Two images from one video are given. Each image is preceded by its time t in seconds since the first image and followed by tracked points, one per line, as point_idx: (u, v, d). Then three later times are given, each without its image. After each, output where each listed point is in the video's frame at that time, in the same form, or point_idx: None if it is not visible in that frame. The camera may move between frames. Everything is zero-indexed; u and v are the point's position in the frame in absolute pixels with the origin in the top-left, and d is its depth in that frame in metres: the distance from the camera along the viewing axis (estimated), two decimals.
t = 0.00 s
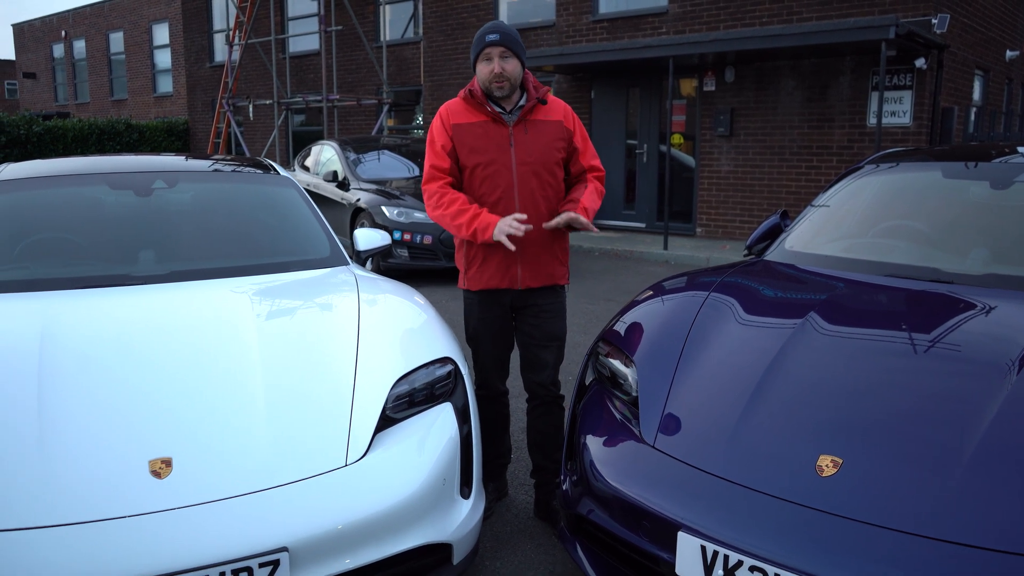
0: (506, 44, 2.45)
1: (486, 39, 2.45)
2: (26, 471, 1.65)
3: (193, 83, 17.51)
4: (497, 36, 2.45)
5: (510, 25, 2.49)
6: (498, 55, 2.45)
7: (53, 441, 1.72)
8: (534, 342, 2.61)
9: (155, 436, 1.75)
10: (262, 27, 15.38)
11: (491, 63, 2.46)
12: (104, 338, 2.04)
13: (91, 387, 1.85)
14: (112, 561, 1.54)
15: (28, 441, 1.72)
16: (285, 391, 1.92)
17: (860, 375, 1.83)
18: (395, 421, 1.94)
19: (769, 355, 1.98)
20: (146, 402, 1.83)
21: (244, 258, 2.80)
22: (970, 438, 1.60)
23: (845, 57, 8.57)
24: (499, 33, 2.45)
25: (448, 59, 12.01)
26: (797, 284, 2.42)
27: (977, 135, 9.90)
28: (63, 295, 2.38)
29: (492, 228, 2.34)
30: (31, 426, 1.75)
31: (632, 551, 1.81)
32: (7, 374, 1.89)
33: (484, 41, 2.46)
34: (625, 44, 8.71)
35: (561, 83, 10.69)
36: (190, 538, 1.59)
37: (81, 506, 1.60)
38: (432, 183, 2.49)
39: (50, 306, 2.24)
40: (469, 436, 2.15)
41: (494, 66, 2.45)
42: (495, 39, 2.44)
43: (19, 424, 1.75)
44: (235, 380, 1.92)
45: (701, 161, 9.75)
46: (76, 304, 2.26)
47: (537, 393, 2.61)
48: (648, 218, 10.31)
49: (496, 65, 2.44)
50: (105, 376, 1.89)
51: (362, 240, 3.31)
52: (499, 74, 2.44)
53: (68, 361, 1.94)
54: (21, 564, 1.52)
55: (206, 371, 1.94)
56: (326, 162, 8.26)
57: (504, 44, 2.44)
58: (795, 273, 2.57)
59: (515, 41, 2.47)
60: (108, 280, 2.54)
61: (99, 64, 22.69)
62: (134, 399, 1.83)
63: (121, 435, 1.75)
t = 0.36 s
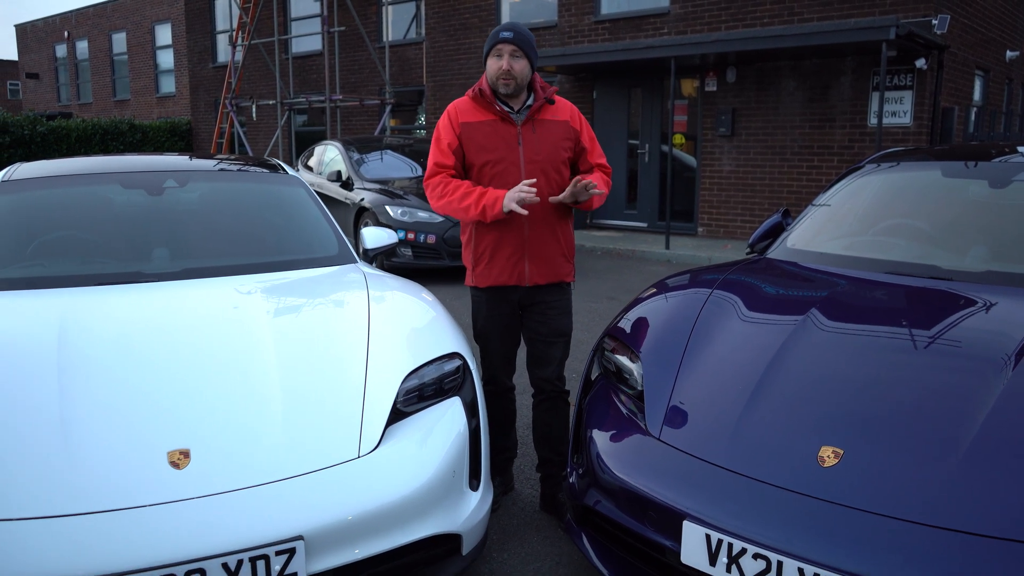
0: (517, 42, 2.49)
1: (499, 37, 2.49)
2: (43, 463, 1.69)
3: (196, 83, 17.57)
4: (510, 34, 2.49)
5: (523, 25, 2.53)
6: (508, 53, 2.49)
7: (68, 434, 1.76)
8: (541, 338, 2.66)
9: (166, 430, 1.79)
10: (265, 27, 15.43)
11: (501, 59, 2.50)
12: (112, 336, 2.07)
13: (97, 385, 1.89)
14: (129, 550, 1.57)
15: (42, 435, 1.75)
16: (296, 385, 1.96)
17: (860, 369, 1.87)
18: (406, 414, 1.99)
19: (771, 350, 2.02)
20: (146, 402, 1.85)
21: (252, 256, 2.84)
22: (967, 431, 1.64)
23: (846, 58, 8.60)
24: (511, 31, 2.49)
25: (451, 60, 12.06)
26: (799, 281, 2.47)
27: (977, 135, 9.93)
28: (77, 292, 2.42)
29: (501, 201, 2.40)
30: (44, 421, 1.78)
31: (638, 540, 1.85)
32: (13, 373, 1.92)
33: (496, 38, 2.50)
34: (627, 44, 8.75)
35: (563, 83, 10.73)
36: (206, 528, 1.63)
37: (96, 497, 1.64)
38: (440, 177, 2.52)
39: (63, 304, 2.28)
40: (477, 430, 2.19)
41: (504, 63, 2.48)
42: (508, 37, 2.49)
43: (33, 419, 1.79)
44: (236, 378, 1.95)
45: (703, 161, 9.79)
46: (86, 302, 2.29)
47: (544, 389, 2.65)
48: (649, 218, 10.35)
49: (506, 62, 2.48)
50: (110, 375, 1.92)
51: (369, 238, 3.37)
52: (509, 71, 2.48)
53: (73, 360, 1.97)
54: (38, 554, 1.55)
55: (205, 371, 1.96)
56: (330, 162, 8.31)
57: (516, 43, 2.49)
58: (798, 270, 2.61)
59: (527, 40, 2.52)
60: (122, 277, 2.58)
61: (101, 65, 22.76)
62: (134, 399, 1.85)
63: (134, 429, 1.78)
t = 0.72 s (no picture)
0: (540, 44, 2.54)
1: (523, 36, 2.54)
2: (63, 451, 1.73)
3: (199, 84, 17.64)
4: (533, 35, 2.54)
5: (546, 27, 2.59)
6: (530, 53, 2.53)
7: (72, 430, 1.78)
8: (547, 334, 2.71)
9: (179, 422, 1.83)
10: (268, 28, 15.49)
11: (523, 59, 2.54)
12: (122, 332, 2.11)
13: (108, 379, 1.93)
14: (148, 536, 1.61)
15: (60, 425, 1.80)
16: (307, 379, 2.01)
17: (859, 362, 1.91)
18: (416, 407, 2.04)
19: (772, 344, 2.06)
20: (146, 401, 1.87)
21: (261, 253, 2.89)
22: (963, 420, 1.67)
23: (847, 58, 8.65)
24: (534, 32, 2.54)
25: (453, 60, 12.11)
26: (800, 278, 2.51)
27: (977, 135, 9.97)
28: (92, 288, 2.48)
29: (503, 236, 2.48)
30: (61, 413, 1.83)
31: (644, 529, 1.90)
32: (26, 368, 1.95)
33: (520, 37, 2.55)
34: (629, 45, 8.80)
35: (566, 83, 10.79)
36: (223, 514, 1.67)
37: (114, 485, 1.68)
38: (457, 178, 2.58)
39: (77, 301, 2.33)
40: (485, 423, 2.24)
41: (525, 63, 2.52)
42: (532, 38, 2.54)
43: (50, 410, 1.83)
44: (235, 378, 1.97)
45: (704, 161, 9.83)
46: (100, 299, 2.34)
47: (551, 385, 2.70)
48: (651, 218, 10.41)
49: (527, 62, 2.53)
50: (118, 371, 1.96)
51: (377, 236, 3.42)
52: (530, 73, 2.53)
53: (73, 359, 1.99)
54: (59, 540, 1.58)
55: (205, 371, 1.98)
56: (334, 162, 8.36)
57: (539, 44, 2.54)
58: (799, 267, 2.66)
59: (550, 42, 2.57)
60: (134, 274, 2.63)
61: (104, 65, 22.83)
62: (135, 398, 1.87)
63: (149, 420, 1.82)
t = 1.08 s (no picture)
0: (560, 53, 2.52)
1: (544, 44, 2.56)
2: (81, 445, 1.77)
3: (203, 84, 17.70)
4: (555, 44, 2.53)
5: (579, 37, 2.56)
6: (550, 61, 2.54)
7: (70, 430, 1.80)
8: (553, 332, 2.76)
9: (194, 417, 1.86)
10: (271, 28, 15.54)
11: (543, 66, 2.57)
12: (135, 330, 2.15)
13: (121, 376, 1.96)
14: (164, 527, 1.65)
15: (77, 419, 1.83)
16: (318, 375, 2.05)
17: (860, 359, 1.94)
18: (426, 402, 2.08)
19: (774, 343, 2.10)
20: (148, 401, 1.90)
21: (269, 253, 2.93)
22: (958, 415, 1.71)
23: (848, 59, 8.69)
24: (559, 41, 2.53)
25: (456, 61, 12.16)
26: (803, 276, 2.55)
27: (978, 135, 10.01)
28: (104, 286, 2.52)
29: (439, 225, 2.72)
30: (78, 407, 1.87)
31: (649, 521, 1.94)
32: (33, 367, 1.98)
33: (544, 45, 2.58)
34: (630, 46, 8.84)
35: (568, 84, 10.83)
36: (240, 506, 1.71)
37: (133, 477, 1.72)
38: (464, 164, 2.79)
39: (88, 299, 2.36)
40: (493, 419, 2.28)
41: (544, 71, 2.54)
42: (550, 47, 2.53)
43: (65, 404, 1.87)
44: (238, 377, 1.99)
45: (706, 161, 9.87)
46: (113, 297, 2.38)
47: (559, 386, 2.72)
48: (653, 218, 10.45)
49: (543, 70, 2.55)
50: (130, 369, 1.99)
51: (385, 236, 3.48)
52: (547, 82, 2.55)
53: (73, 360, 2.01)
54: (80, 529, 1.62)
55: (206, 370, 2.00)
56: (337, 162, 8.41)
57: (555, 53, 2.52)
58: (802, 266, 2.70)
59: (575, 52, 2.54)
60: (147, 272, 2.68)
61: (107, 66, 22.90)
62: (136, 397, 1.90)
63: (164, 415, 1.86)
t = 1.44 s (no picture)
0: (537, 50, 2.64)
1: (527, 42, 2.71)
2: (92, 442, 1.79)
3: (205, 84, 17.74)
4: (532, 43, 2.66)
5: (558, 35, 2.66)
6: (527, 59, 2.67)
7: (70, 428, 1.82)
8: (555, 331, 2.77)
9: (203, 415, 1.89)
10: (273, 29, 15.57)
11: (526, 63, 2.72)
12: (144, 330, 2.18)
13: (130, 375, 1.99)
14: (172, 524, 1.67)
15: (88, 417, 1.86)
16: (325, 373, 2.08)
17: (861, 358, 1.97)
18: (431, 401, 2.11)
19: (776, 342, 2.13)
20: (147, 401, 1.91)
21: (274, 253, 2.96)
22: (957, 414, 1.73)
23: (849, 59, 8.72)
24: (537, 39, 2.66)
25: (458, 61, 12.18)
26: (804, 276, 2.57)
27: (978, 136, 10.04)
28: (111, 286, 2.55)
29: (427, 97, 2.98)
30: (88, 404, 1.89)
31: (652, 518, 1.96)
32: (36, 366, 2.00)
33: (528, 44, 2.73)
34: (632, 47, 8.86)
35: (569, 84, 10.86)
36: (250, 503, 1.74)
37: (144, 474, 1.74)
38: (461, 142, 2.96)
39: (94, 299, 2.39)
40: (497, 417, 2.31)
41: (523, 68, 2.68)
42: (530, 45, 2.67)
43: (73, 402, 1.89)
44: (237, 378, 2.01)
45: (707, 162, 9.90)
46: (122, 297, 2.41)
47: (551, 378, 2.75)
48: (654, 217, 10.47)
49: (524, 65, 2.69)
50: (138, 368, 2.01)
51: (389, 236, 3.51)
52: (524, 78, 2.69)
53: (75, 360, 2.03)
54: (93, 526, 1.65)
55: (206, 370, 2.02)
56: (339, 163, 8.44)
57: (532, 48, 2.65)
58: (803, 267, 2.72)
59: (552, 46, 2.64)
60: (153, 272, 2.70)
61: (109, 66, 22.95)
62: (136, 397, 1.92)
63: (175, 412, 1.89)
